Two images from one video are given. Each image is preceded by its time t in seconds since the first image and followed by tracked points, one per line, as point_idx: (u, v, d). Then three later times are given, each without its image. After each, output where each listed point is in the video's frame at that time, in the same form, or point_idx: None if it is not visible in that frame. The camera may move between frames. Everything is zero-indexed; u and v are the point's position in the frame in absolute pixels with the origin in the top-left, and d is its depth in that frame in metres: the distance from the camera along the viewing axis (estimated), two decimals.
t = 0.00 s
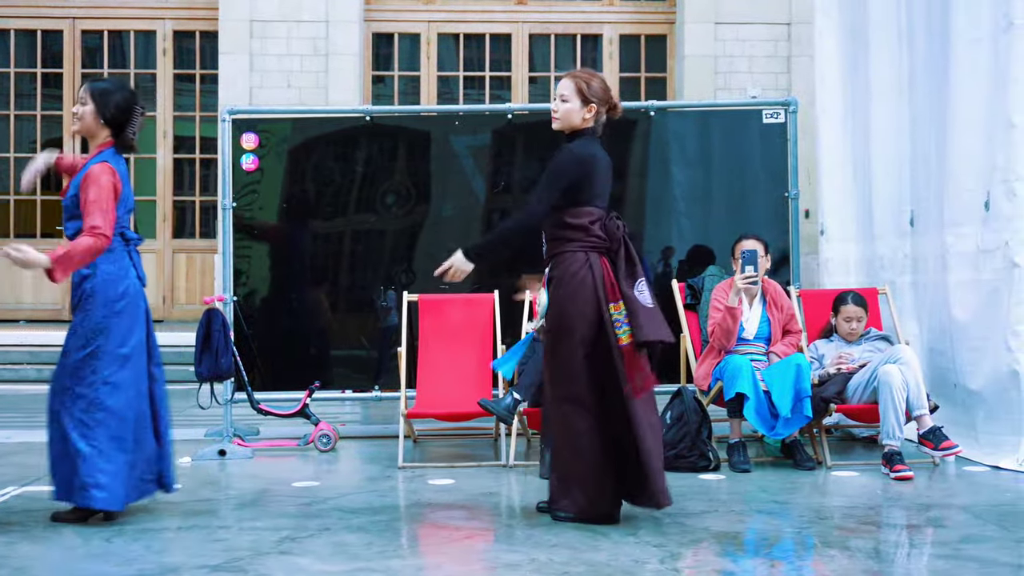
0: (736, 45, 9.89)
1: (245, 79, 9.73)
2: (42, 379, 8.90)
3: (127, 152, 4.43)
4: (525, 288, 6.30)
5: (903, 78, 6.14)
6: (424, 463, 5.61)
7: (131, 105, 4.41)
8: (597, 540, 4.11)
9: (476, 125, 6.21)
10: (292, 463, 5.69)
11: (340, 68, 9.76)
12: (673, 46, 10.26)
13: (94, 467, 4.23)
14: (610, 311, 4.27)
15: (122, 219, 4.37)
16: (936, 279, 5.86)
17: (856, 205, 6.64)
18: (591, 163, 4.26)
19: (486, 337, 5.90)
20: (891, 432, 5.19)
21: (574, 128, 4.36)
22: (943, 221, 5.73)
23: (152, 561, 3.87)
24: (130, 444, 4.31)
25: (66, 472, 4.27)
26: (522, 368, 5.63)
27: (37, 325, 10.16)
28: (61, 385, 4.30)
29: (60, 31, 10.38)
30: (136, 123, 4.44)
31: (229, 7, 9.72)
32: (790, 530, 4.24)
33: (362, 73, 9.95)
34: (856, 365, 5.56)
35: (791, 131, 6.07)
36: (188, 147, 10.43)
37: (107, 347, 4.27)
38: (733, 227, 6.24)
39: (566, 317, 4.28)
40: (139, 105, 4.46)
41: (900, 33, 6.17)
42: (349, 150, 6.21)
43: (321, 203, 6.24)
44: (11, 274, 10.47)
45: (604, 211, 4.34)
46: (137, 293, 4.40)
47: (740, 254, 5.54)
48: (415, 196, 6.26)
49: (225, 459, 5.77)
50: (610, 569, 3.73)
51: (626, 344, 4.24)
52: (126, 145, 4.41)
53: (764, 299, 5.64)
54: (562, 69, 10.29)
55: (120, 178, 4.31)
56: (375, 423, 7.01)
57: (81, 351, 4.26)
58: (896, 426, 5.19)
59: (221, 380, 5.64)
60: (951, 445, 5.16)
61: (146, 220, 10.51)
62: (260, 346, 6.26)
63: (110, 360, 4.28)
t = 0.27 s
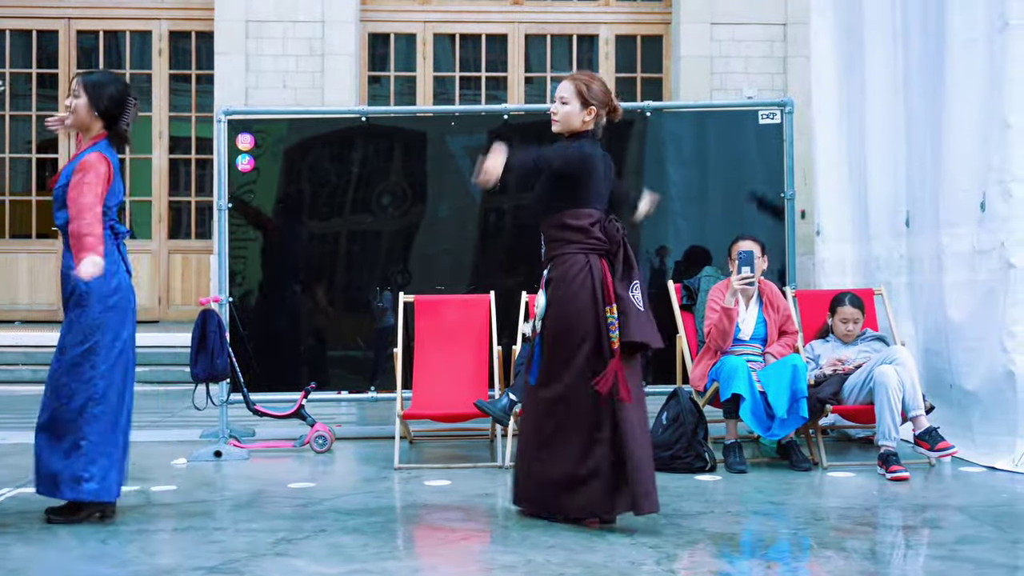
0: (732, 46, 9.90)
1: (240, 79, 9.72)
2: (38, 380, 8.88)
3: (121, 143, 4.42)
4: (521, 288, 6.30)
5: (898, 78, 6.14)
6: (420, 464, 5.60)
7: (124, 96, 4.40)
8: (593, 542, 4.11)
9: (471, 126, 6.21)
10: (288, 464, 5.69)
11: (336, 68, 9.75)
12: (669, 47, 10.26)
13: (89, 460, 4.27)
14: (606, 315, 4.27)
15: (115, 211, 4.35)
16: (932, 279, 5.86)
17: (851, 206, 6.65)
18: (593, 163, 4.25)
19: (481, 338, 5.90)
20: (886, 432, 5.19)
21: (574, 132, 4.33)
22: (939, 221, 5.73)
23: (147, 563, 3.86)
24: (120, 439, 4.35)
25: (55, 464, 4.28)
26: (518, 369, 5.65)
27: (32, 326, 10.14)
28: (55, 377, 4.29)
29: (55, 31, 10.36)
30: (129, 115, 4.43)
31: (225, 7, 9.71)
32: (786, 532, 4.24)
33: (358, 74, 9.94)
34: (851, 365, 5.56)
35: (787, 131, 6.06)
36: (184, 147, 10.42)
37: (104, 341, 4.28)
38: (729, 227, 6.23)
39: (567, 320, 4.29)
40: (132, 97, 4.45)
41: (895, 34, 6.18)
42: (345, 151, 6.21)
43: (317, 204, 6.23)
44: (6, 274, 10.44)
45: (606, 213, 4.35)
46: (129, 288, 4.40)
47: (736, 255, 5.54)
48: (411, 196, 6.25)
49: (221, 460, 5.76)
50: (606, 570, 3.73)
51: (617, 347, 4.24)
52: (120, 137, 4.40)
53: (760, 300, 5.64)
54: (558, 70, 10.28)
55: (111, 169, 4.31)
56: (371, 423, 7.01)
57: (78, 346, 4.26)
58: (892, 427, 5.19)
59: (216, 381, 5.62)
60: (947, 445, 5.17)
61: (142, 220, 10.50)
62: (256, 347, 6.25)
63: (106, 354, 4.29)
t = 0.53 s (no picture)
0: (728, 46, 9.90)
1: (235, 79, 9.71)
2: (32, 380, 8.86)
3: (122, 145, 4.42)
4: (516, 289, 6.29)
5: (893, 79, 6.15)
6: (415, 465, 5.59)
7: (121, 99, 4.40)
8: (589, 542, 4.10)
9: (467, 126, 6.20)
10: (283, 464, 5.68)
11: (331, 68, 9.75)
12: (664, 47, 10.27)
13: (99, 456, 4.28)
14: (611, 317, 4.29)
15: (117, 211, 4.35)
16: (926, 280, 5.87)
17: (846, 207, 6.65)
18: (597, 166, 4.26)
19: (477, 338, 5.90)
20: (881, 432, 5.19)
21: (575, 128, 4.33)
22: (934, 222, 5.74)
23: (143, 564, 3.85)
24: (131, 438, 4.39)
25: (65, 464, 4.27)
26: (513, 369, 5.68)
27: (26, 326, 10.11)
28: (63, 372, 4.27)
29: (50, 31, 10.33)
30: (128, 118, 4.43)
31: (219, 7, 9.69)
32: (782, 532, 4.24)
33: (354, 74, 9.94)
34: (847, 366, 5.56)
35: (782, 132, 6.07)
36: (179, 147, 10.40)
37: (119, 344, 4.33)
38: (724, 228, 6.23)
39: (571, 322, 4.27)
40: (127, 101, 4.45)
41: (890, 35, 6.18)
42: (340, 151, 6.20)
43: (312, 204, 6.22)
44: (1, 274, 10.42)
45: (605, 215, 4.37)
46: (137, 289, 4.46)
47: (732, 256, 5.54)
48: (406, 196, 6.25)
49: (216, 460, 5.76)
50: (602, 571, 3.72)
51: (625, 351, 4.28)
52: (122, 142, 4.40)
53: (756, 301, 5.64)
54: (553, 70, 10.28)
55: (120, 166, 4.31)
56: (366, 424, 7.00)
57: (97, 346, 4.28)
58: (887, 427, 5.19)
59: (210, 381, 5.61)
60: (942, 446, 5.17)
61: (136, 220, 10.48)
62: (251, 347, 6.25)
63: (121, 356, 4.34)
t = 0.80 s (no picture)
0: (723, 47, 9.90)
1: (230, 78, 9.70)
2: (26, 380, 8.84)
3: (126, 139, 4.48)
4: (510, 288, 6.29)
5: (888, 78, 6.14)
6: (409, 465, 5.59)
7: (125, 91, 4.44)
8: (584, 542, 4.10)
9: (461, 125, 6.19)
10: (277, 464, 5.67)
11: (326, 68, 9.73)
12: (659, 47, 10.27)
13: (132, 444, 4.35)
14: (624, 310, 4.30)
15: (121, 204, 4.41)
16: (921, 279, 5.86)
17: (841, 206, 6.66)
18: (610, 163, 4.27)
19: (471, 338, 5.89)
20: (875, 432, 5.19)
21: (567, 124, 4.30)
22: (929, 222, 5.74)
23: (136, 564, 3.84)
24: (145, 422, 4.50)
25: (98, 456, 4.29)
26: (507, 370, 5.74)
27: (20, 325, 10.09)
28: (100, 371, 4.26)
29: (44, 30, 10.31)
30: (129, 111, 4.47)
31: (214, 7, 9.68)
32: (777, 532, 4.23)
33: (349, 73, 9.92)
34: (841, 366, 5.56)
35: (776, 132, 6.06)
36: (174, 146, 10.38)
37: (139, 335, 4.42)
38: (718, 227, 6.23)
39: (590, 319, 4.24)
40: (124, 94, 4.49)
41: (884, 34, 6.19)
42: (333, 150, 6.19)
43: (306, 203, 6.22)
44: None
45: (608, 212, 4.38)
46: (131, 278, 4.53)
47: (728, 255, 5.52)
48: (400, 195, 6.25)
49: (210, 460, 5.75)
50: (596, 571, 3.72)
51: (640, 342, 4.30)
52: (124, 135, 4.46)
53: (751, 301, 5.64)
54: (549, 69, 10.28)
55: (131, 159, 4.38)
56: (361, 423, 7.00)
57: (127, 341, 4.33)
58: (881, 427, 5.19)
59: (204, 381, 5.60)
60: (936, 446, 5.16)
61: (131, 220, 10.46)
62: (244, 346, 6.23)
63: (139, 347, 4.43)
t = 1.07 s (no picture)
0: (718, 46, 9.90)
1: (225, 78, 9.68)
2: (21, 380, 8.81)
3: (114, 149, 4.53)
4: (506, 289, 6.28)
5: (883, 78, 6.15)
6: (406, 465, 5.58)
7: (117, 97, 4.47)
8: (581, 543, 4.09)
9: (458, 125, 6.18)
10: (273, 465, 5.66)
11: (322, 67, 9.72)
12: (655, 47, 10.28)
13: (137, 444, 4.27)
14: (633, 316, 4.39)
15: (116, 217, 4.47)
16: (916, 280, 5.87)
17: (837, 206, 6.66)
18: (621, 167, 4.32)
19: (468, 338, 5.88)
20: (872, 432, 5.19)
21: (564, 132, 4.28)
22: (924, 222, 5.75)
23: (131, 565, 3.83)
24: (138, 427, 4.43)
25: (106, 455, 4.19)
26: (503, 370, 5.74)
27: (15, 326, 10.07)
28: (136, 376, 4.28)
29: (39, 30, 10.29)
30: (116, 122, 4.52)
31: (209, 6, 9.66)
32: (774, 532, 4.23)
33: (345, 73, 9.91)
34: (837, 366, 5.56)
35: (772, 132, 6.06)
36: (169, 146, 10.36)
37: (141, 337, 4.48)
38: (714, 227, 6.23)
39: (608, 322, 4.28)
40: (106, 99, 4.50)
41: (879, 34, 6.19)
42: (329, 150, 6.19)
43: (302, 203, 6.21)
44: None
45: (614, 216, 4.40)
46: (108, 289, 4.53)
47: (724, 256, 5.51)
48: (396, 196, 6.23)
49: (205, 461, 5.73)
50: (593, 571, 3.71)
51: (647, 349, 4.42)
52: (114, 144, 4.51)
53: (748, 301, 5.63)
54: (545, 69, 10.27)
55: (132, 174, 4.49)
56: (357, 424, 6.99)
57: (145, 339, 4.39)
58: (878, 427, 5.19)
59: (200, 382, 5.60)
60: (933, 446, 5.16)
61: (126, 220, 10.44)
62: (240, 346, 6.22)
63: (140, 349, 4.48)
